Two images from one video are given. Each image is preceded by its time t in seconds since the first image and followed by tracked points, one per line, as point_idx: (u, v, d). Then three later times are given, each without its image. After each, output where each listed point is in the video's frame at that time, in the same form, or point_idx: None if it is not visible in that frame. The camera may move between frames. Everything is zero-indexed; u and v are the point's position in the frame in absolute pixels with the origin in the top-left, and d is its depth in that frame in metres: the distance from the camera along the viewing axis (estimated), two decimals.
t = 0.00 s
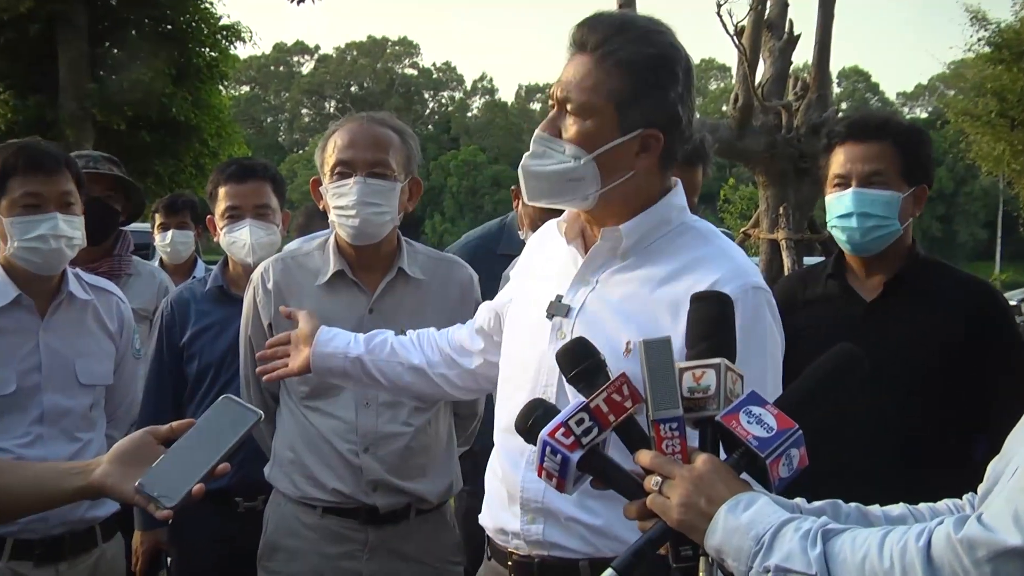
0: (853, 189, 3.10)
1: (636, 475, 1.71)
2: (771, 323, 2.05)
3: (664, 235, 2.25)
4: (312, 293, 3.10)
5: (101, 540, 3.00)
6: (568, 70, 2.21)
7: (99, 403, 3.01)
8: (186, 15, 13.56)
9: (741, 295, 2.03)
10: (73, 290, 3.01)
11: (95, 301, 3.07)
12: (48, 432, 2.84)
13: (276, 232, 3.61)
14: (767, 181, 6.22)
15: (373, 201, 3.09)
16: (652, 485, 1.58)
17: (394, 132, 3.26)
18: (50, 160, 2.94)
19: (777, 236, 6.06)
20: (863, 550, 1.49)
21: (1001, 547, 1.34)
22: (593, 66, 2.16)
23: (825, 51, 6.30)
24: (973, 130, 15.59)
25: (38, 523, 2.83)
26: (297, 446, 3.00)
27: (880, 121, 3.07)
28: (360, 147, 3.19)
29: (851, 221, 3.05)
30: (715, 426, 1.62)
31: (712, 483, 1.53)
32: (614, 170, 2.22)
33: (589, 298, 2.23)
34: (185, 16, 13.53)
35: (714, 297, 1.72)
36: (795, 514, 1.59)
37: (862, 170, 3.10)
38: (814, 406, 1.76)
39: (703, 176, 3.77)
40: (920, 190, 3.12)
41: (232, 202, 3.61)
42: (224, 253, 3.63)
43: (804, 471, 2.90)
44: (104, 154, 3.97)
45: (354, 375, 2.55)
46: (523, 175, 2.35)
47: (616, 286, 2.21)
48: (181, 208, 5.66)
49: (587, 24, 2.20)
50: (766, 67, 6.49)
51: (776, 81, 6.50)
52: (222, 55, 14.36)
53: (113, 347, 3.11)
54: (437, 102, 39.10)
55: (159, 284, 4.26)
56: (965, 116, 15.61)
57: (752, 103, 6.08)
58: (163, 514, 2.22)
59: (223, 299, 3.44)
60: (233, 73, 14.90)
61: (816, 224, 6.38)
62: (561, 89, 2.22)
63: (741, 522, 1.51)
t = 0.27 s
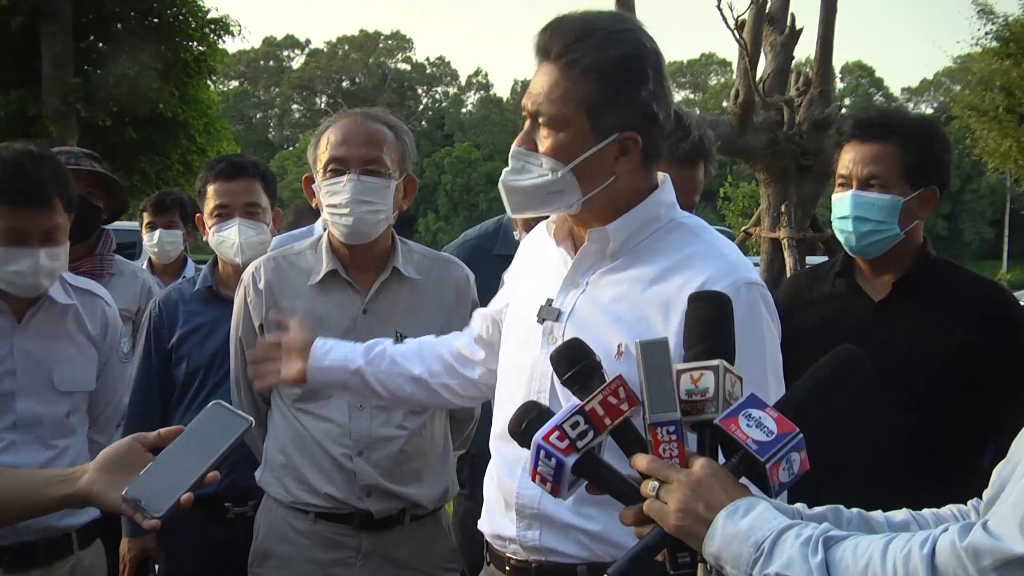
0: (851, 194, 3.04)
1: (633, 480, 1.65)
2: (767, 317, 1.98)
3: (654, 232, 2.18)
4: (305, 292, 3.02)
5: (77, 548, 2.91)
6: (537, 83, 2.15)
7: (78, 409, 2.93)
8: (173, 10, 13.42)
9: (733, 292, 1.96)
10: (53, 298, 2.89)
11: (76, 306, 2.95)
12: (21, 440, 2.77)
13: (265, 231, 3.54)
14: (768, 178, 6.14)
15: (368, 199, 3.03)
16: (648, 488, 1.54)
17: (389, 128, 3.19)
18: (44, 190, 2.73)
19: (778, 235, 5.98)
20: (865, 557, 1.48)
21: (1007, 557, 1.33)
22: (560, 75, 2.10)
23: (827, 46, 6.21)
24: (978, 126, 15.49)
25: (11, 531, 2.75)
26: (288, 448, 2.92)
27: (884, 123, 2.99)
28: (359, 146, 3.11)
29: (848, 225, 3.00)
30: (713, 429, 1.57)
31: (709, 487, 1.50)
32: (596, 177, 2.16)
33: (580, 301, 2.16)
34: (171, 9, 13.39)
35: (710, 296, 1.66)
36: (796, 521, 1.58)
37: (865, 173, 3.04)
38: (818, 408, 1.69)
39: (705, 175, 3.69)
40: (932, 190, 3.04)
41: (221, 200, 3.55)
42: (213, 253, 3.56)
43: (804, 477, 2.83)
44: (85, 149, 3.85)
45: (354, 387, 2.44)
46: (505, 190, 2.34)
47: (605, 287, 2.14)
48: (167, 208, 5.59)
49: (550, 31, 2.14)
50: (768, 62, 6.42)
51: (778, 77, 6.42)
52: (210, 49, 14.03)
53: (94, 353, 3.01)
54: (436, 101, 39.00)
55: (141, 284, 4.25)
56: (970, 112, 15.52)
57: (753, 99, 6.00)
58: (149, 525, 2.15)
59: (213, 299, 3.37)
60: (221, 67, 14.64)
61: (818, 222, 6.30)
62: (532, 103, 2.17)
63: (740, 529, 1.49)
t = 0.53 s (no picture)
0: (863, 196, 2.97)
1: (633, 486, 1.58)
2: (758, 309, 1.93)
3: (637, 229, 2.11)
4: (296, 292, 2.94)
5: (49, 556, 2.82)
6: (506, 81, 2.11)
7: (53, 425, 2.79)
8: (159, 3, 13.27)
9: (719, 282, 1.90)
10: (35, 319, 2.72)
11: (58, 324, 2.79)
12: None
13: (255, 230, 3.49)
14: (770, 175, 6.07)
15: (360, 196, 2.96)
16: (647, 494, 1.47)
17: (382, 125, 3.11)
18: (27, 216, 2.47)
19: (780, 234, 5.90)
20: (868, 565, 1.41)
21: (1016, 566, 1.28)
22: (528, 73, 2.06)
23: (830, 40, 6.13)
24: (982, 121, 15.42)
25: None
26: (278, 453, 2.85)
27: (895, 125, 2.90)
28: (354, 142, 3.04)
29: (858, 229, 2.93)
30: (712, 433, 1.50)
31: (710, 493, 1.43)
32: (571, 174, 2.11)
33: (565, 305, 2.08)
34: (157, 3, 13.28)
35: (709, 296, 1.58)
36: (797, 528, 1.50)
37: (875, 176, 2.95)
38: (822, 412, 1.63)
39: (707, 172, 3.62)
40: (944, 193, 2.94)
41: (210, 198, 3.50)
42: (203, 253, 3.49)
43: (807, 483, 2.75)
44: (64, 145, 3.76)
45: (344, 409, 2.40)
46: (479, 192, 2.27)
47: (591, 288, 2.07)
48: (155, 207, 5.53)
49: (516, 29, 2.10)
50: (770, 56, 6.34)
51: (780, 71, 6.34)
52: (199, 44, 13.99)
53: (75, 367, 2.87)
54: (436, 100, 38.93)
55: (123, 284, 4.12)
56: (979, 107, 15.45)
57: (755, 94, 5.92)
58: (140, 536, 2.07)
59: (203, 300, 3.29)
60: (209, 63, 14.69)
61: (821, 220, 6.22)
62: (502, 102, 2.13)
63: (740, 536, 1.42)
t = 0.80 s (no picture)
0: (870, 200, 2.91)
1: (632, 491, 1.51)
2: (761, 303, 1.87)
3: (642, 221, 2.06)
4: (286, 293, 2.89)
5: (26, 564, 2.76)
6: (529, 57, 2.08)
7: (28, 426, 2.82)
8: None
9: (723, 272, 1.85)
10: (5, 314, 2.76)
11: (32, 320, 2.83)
12: None
13: (248, 228, 3.46)
14: (774, 173, 5.99)
15: (355, 196, 2.91)
16: (648, 499, 1.41)
17: (376, 121, 3.05)
18: None
19: (783, 233, 5.83)
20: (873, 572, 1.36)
21: None
22: (550, 46, 2.03)
23: (835, 35, 6.06)
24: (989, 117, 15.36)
25: None
26: (270, 458, 2.78)
27: (903, 130, 2.83)
28: (343, 138, 2.98)
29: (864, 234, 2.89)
30: (716, 437, 1.43)
31: (711, 500, 1.37)
32: (583, 152, 2.07)
33: (566, 294, 2.02)
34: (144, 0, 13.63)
35: (711, 298, 1.50)
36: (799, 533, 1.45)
37: (882, 180, 2.89)
38: (828, 418, 1.57)
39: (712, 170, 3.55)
40: (955, 195, 2.87)
41: (202, 196, 3.46)
42: (195, 252, 3.43)
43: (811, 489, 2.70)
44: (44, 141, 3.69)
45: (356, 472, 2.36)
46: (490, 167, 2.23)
47: (593, 276, 2.01)
48: (147, 206, 5.48)
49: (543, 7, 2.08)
50: (774, 51, 6.27)
51: (783, 68, 6.29)
52: (188, 37, 14.32)
53: (50, 367, 2.91)
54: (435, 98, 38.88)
55: (109, 284, 4.04)
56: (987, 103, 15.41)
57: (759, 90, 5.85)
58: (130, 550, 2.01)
59: (196, 300, 3.23)
60: (197, 56, 14.76)
61: (825, 218, 6.14)
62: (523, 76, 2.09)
63: (743, 542, 1.36)
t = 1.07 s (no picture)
0: (880, 193, 2.88)
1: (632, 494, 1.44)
2: (768, 304, 1.82)
3: (648, 217, 2.01)
4: (276, 294, 2.82)
5: (18, 568, 2.70)
6: (551, 46, 2.05)
7: (15, 423, 2.77)
8: None
9: (734, 268, 1.80)
10: None
11: (15, 310, 2.76)
12: None
13: (240, 228, 3.41)
14: (777, 172, 5.96)
15: (348, 193, 2.85)
16: (652, 503, 1.34)
17: (370, 118, 2.98)
18: None
19: (786, 232, 5.79)
20: None
21: None
22: (573, 37, 2.00)
23: (839, 31, 5.99)
24: (1001, 115, 15.34)
25: None
26: (261, 462, 2.71)
27: (915, 121, 2.79)
28: (336, 131, 2.91)
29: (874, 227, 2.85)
30: (720, 440, 1.37)
31: (717, 504, 1.31)
32: (599, 142, 2.02)
33: (570, 287, 1.96)
34: None
35: (714, 298, 1.44)
36: (806, 538, 1.39)
37: (893, 172, 2.85)
38: (832, 420, 1.51)
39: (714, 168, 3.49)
40: (966, 188, 2.85)
41: (194, 195, 3.41)
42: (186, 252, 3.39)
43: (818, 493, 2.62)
44: (33, 140, 3.68)
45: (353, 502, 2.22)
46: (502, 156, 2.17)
47: (598, 268, 1.95)
48: (140, 205, 5.42)
49: None
50: (777, 48, 6.21)
51: (787, 64, 6.20)
52: (179, 32, 14.36)
53: (33, 360, 2.85)
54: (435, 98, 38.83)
55: (97, 284, 4.00)
56: (996, 101, 15.39)
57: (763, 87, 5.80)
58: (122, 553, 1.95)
59: (186, 301, 3.17)
60: (186, 50, 14.69)
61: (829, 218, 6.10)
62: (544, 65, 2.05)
63: (748, 547, 1.31)
